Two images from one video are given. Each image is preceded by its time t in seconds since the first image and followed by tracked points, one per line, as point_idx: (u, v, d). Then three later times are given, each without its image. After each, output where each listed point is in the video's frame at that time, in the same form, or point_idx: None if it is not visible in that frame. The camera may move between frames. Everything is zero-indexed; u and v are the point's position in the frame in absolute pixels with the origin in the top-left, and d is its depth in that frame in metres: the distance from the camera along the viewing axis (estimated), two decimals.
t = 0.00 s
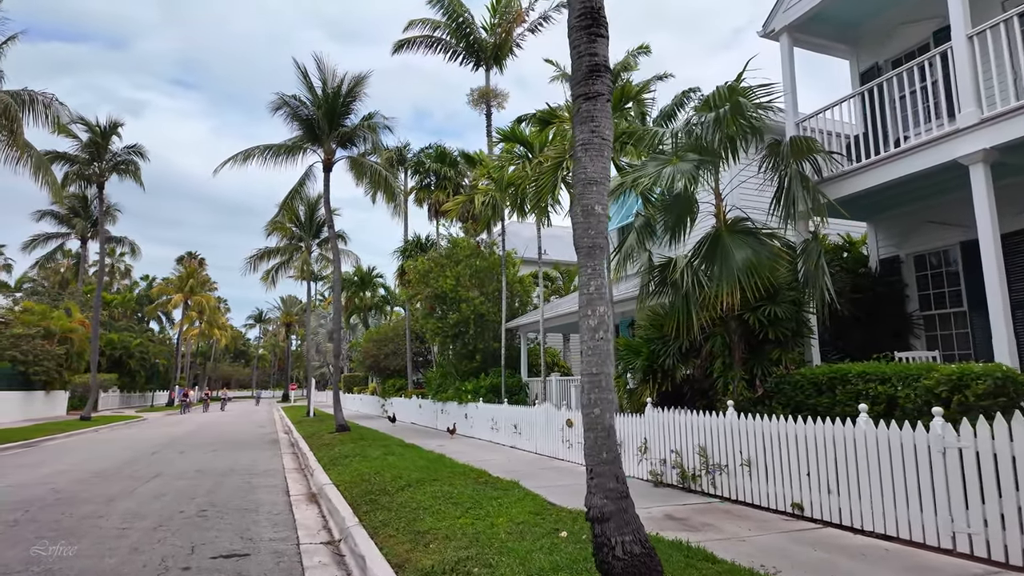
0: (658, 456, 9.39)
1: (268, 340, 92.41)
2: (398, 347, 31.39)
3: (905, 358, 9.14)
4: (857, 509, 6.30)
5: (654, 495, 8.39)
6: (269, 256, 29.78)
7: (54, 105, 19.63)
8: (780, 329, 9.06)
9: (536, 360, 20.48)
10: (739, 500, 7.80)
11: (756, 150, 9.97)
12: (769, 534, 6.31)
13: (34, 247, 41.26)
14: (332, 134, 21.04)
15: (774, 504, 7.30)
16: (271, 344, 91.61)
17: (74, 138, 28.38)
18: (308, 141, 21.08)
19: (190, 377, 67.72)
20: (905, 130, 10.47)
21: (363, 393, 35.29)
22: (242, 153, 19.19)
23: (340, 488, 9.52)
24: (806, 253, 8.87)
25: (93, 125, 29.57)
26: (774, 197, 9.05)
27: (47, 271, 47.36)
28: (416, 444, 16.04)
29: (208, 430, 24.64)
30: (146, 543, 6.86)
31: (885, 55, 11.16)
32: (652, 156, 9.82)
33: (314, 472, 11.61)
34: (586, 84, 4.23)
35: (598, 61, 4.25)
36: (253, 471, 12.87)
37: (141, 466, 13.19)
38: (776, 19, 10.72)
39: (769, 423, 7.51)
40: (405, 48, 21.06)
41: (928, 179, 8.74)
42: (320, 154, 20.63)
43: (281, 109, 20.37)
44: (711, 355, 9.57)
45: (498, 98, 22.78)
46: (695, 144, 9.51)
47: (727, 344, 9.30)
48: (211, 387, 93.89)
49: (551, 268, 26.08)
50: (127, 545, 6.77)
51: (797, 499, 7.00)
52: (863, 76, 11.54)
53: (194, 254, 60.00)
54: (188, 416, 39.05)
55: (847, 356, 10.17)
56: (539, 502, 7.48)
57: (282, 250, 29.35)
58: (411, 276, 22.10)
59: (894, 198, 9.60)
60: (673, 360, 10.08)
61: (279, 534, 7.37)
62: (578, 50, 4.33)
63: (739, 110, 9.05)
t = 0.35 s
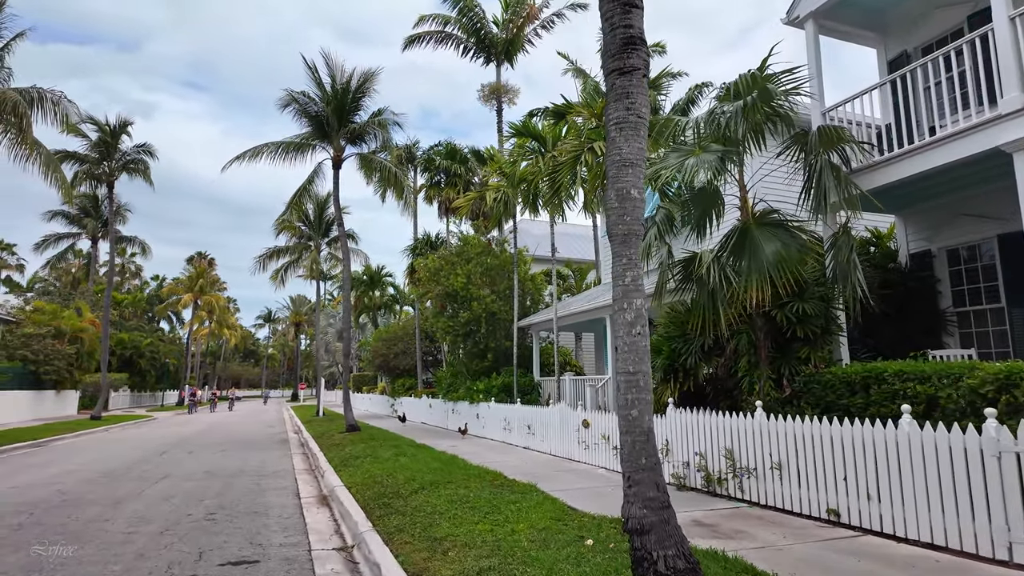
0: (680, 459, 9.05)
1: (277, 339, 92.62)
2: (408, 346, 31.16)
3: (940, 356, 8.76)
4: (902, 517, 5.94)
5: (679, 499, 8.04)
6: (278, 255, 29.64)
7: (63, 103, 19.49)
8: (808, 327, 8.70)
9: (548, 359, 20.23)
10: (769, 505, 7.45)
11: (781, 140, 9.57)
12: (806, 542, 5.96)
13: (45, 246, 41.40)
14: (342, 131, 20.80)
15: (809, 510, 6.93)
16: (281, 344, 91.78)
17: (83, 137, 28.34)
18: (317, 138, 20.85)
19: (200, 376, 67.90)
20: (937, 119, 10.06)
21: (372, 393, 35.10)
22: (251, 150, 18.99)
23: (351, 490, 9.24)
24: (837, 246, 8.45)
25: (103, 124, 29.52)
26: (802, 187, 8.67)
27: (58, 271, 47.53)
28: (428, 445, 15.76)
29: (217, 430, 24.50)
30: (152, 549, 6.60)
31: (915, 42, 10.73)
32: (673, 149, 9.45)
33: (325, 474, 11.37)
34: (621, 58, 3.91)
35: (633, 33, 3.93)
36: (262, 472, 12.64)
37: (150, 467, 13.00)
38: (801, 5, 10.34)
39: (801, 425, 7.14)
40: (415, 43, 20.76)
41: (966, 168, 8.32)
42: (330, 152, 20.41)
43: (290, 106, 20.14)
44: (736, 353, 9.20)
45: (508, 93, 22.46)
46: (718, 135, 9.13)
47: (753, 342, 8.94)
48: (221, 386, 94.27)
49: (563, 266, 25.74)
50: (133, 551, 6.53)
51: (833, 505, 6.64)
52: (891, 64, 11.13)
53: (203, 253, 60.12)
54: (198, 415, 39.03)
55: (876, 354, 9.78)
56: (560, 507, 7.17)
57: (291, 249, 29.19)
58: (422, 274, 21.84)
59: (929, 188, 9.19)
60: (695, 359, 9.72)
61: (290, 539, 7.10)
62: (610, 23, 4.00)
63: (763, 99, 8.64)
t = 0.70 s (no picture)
0: (699, 463, 8.74)
1: (284, 340, 92.69)
2: (415, 346, 30.95)
3: (970, 357, 8.42)
4: (941, 527, 5.60)
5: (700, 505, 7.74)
6: (284, 255, 29.47)
7: (67, 101, 19.32)
8: (832, 326, 8.37)
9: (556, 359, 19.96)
10: (795, 512, 7.13)
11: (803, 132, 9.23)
12: (839, 553, 5.64)
13: (52, 247, 41.44)
14: (348, 129, 20.57)
15: (838, 519, 6.60)
16: (287, 344, 91.84)
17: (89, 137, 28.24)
18: (323, 136, 20.62)
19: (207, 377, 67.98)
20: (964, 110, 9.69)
21: (379, 394, 34.91)
22: (257, 148, 18.78)
23: (358, 495, 8.97)
24: (863, 241, 8.09)
25: (109, 124, 29.42)
26: (827, 181, 8.39)
27: (65, 272, 47.59)
28: (435, 446, 15.50)
29: (223, 431, 24.33)
30: (153, 558, 6.34)
31: (940, 31, 10.35)
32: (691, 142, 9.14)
33: (331, 478, 11.11)
34: (650, 34, 3.69)
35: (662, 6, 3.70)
36: (268, 474, 12.41)
37: (154, 469, 12.78)
38: None
39: (829, 429, 6.81)
40: (422, 39, 20.51)
41: (997, 161, 7.97)
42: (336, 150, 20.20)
43: (295, 104, 19.92)
44: (757, 354, 8.88)
45: (516, 90, 22.19)
46: (738, 127, 8.81)
47: (775, 342, 8.61)
48: (228, 387, 94.42)
49: (571, 265, 25.46)
50: (133, 559, 6.27)
51: (866, 513, 6.31)
52: (915, 54, 10.76)
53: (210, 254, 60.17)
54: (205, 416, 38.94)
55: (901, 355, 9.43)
56: (576, 515, 6.87)
57: (297, 249, 29.02)
58: (429, 274, 21.59)
59: (958, 181, 8.81)
60: (713, 360, 9.40)
61: (296, 547, 6.83)
62: None
63: (784, 89, 8.31)
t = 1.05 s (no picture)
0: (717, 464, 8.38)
1: (290, 339, 92.63)
2: (420, 345, 30.65)
3: (1005, 353, 8.03)
4: (985, 534, 5.23)
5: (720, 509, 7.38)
6: (289, 254, 29.24)
7: (69, 97, 19.09)
8: (857, 321, 8.01)
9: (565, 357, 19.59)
10: (823, 516, 6.77)
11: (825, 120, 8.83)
12: (875, 562, 5.27)
13: (58, 246, 41.37)
14: (353, 125, 20.28)
15: (870, 524, 6.25)
16: (293, 344, 91.76)
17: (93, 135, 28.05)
18: (328, 132, 20.33)
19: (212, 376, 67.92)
20: (993, 96, 9.30)
21: (385, 393, 34.63)
22: (261, 144, 18.51)
23: (364, 497, 8.66)
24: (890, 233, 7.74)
25: (113, 122, 29.23)
26: (852, 170, 8.01)
27: (71, 271, 47.53)
28: (442, 447, 15.19)
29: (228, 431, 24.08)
30: (147, 564, 6.03)
31: (968, 15, 9.95)
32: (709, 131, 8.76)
33: (336, 479, 10.81)
34: None
35: None
36: (271, 475, 12.13)
37: (156, 470, 12.52)
38: None
39: (858, 429, 6.44)
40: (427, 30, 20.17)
41: None
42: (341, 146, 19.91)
43: (299, 98, 19.63)
44: (778, 350, 8.51)
45: (522, 84, 21.84)
46: (758, 114, 8.44)
47: (797, 338, 8.26)
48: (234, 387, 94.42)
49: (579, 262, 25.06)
50: (126, 565, 5.97)
51: (901, 518, 5.94)
52: (940, 40, 10.37)
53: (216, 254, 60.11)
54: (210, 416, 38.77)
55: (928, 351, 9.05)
56: (592, 519, 6.53)
57: (302, 247, 28.77)
58: (435, 271, 21.28)
59: (990, 170, 8.42)
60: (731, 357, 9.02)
61: (298, 553, 6.52)
62: None
63: (807, 73, 7.90)
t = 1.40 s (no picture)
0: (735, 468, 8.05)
1: (295, 340, 92.60)
2: (426, 345, 30.41)
3: None
4: None
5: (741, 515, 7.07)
6: (294, 253, 29.04)
7: (72, 96, 18.91)
8: (884, 320, 7.68)
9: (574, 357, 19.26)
10: (852, 525, 6.46)
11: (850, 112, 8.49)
12: None
13: (64, 247, 41.36)
14: (358, 122, 20.03)
15: (904, 533, 5.92)
16: (299, 344, 91.75)
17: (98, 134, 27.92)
18: (332, 129, 20.10)
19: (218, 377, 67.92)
20: None
21: (391, 394, 34.39)
22: (265, 142, 18.30)
23: (370, 502, 8.38)
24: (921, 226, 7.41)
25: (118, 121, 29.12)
26: (878, 162, 7.69)
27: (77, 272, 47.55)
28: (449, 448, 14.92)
29: (234, 432, 23.88)
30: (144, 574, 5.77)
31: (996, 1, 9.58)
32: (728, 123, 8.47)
33: (341, 483, 10.53)
34: None
35: None
36: (275, 478, 11.88)
37: (158, 473, 12.29)
38: None
39: (888, 433, 6.10)
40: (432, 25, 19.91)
41: None
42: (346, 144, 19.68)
43: (304, 95, 19.41)
44: (800, 349, 8.17)
45: (529, 80, 21.54)
46: (779, 106, 8.14)
47: (821, 337, 7.94)
48: (240, 387, 94.45)
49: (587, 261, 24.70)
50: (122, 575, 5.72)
51: (938, 528, 5.60)
52: (966, 28, 10.01)
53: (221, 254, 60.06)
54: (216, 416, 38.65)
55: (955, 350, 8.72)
56: (608, 528, 6.23)
57: (307, 247, 28.55)
58: (441, 270, 21.03)
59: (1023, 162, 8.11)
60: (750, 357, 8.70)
61: (300, 562, 6.24)
62: None
63: (831, 63, 7.56)
